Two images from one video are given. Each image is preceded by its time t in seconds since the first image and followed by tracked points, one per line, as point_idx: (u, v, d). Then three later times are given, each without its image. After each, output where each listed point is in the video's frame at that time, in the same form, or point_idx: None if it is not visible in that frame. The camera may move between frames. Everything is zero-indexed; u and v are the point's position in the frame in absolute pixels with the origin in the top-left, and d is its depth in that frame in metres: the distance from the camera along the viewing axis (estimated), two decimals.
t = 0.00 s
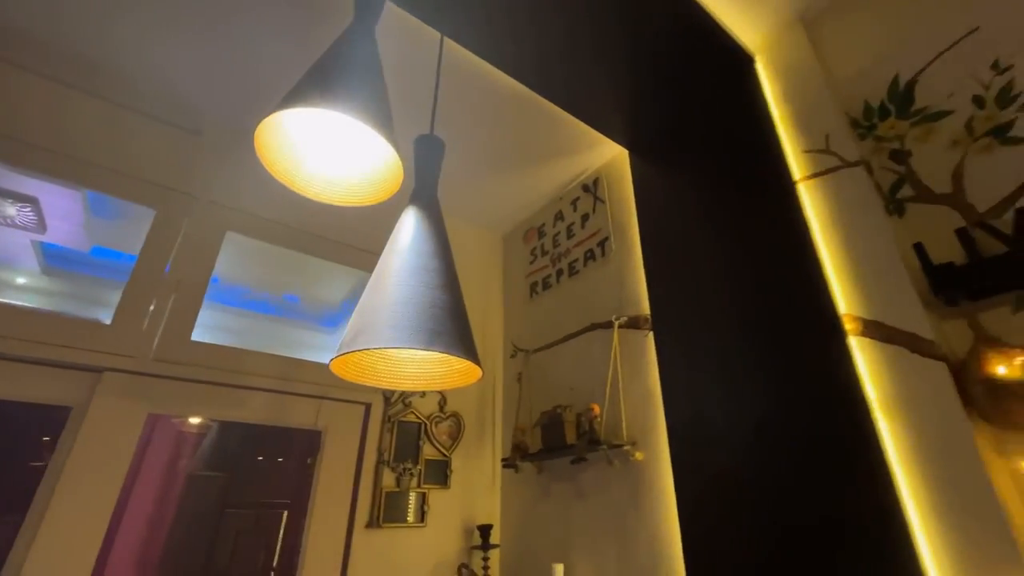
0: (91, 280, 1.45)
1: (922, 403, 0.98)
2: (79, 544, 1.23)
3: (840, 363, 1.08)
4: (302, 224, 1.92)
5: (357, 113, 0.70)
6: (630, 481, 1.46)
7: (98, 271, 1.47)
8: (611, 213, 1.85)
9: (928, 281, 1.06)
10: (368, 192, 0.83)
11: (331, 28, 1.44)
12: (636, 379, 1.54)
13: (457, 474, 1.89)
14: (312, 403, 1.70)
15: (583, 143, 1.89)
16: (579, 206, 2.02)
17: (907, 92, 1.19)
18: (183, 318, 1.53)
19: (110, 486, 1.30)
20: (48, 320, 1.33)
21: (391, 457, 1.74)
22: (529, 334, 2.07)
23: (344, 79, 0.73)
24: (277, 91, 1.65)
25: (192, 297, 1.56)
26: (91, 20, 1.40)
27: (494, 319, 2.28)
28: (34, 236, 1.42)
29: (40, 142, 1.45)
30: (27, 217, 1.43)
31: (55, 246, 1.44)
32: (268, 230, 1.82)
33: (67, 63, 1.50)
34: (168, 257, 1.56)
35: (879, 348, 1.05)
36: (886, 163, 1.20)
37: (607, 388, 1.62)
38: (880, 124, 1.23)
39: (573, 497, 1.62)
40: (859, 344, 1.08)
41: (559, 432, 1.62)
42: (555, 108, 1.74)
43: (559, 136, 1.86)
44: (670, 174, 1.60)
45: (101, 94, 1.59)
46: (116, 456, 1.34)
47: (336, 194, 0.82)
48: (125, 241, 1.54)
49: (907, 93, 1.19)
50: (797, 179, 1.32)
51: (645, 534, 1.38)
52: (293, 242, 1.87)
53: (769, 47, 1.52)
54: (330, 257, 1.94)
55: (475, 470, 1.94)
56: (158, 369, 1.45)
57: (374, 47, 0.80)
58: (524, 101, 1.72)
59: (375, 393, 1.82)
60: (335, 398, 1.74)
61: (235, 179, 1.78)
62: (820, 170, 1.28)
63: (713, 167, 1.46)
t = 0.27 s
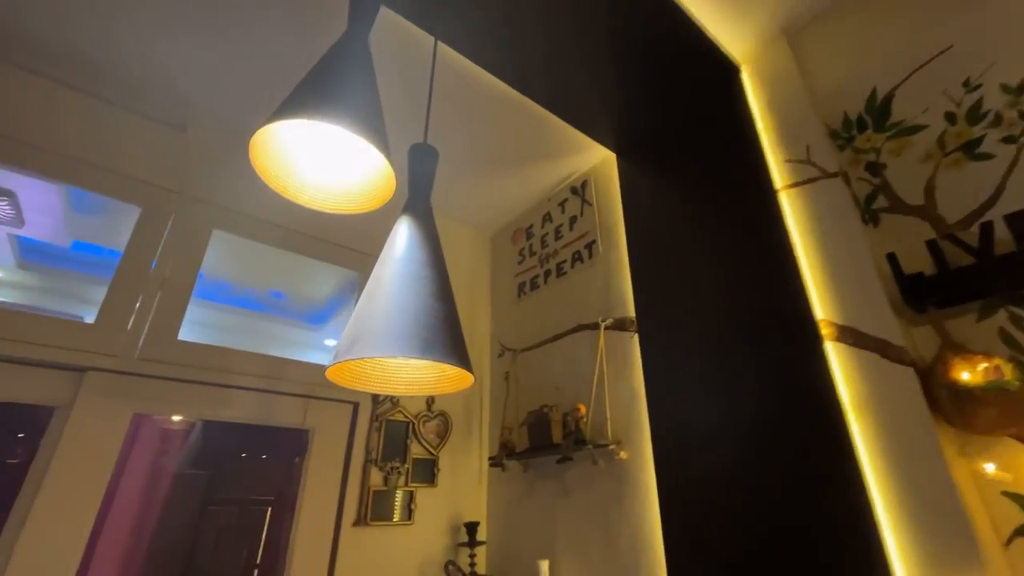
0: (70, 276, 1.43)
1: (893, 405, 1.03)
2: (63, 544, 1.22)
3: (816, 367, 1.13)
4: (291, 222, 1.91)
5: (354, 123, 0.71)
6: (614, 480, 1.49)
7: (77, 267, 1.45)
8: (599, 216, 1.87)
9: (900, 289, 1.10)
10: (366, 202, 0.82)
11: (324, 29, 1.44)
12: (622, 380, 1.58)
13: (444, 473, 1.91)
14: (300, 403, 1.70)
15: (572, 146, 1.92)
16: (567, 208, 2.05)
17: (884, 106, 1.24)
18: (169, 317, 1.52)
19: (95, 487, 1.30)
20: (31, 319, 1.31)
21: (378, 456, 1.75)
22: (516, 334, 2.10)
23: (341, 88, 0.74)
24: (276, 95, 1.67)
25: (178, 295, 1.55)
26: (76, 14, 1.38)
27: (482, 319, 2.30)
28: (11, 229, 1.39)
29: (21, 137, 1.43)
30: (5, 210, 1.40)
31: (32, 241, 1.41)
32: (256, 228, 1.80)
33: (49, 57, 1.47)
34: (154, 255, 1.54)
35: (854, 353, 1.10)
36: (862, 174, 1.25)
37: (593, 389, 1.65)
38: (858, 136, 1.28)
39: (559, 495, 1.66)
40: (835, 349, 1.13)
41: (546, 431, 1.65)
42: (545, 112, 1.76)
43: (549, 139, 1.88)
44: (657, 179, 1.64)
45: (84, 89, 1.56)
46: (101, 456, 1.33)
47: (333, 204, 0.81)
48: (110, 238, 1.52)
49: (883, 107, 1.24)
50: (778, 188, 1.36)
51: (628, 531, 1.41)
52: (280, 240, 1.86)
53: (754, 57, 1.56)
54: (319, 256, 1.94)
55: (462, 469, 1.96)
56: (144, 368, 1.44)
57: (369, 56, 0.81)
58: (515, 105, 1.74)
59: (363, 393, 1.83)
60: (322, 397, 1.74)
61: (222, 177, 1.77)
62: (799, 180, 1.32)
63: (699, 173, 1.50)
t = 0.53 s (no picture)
0: (53, 271, 1.40)
1: (871, 408, 1.07)
2: (50, 543, 1.21)
3: (799, 371, 1.17)
4: (283, 220, 1.89)
5: (357, 130, 0.73)
6: (603, 478, 1.53)
7: (60, 262, 1.42)
8: (589, 219, 1.90)
9: (879, 296, 1.15)
10: (368, 206, 0.81)
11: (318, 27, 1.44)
12: (611, 381, 1.61)
13: (434, 471, 1.93)
14: (290, 401, 1.70)
15: (564, 148, 1.94)
16: (558, 209, 2.07)
17: (866, 119, 1.28)
18: (158, 314, 1.51)
19: (83, 486, 1.29)
20: (16, 316, 1.29)
21: (369, 454, 1.76)
22: (506, 334, 2.12)
23: (343, 95, 0.75)
24: (281, 98, 1.72)
25: (167, 292, 1.54)
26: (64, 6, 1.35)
27: (473, 318, 2.32)
28: None
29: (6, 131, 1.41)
30: None
31: (12, 234, 1.38)
32: (247, 226, 1.79)
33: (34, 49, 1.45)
34: (143, 251, 1.53)
35: (835, 357, 1.15)
36: (845, 185, 1.29)
37: (583, 389, 1.68)
38: (841, 147, 1.32)
39: (549, 493, 1.69)
40: (817, 354, 1.18)
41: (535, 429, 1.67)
42: (537, 115, 1.78)
43: (541, 141, 1.90)
44: (647, 183, 1.67)
45: (72, 83, 1.54)
46: (90, 455, 1.32)
47: (335, 210, 0.80)
48: (98, 233, 1.50)
49: (865, 120, 1.29)
50: (765, 196, 1.40)
51: (616, 528, 1.45)
52: (272, 239, 1.85)
53: (743, 66, 1.60)
54: (310, 254, 1.93)
55: (452, 466, 1.99)
56: (133, 367, 1.43)
57: (370, 63, 0.83)
58: (508, 107, 1.75)
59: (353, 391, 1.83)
60: (313, 396, 1.74)
61: (212, 174, 1.76)
62: (786, 189, 1.36)
63: (689, 179, 1.53)
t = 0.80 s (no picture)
0: (36, 267, 1.38)
1: (849, 409, 1.12)
2: (39, 540, 1.20)
3: (782, 373, 1.21)
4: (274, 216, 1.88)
5: (364, 136, 0.74)
6: (592, 475, 1.57)
7: (45, 258, 1.40)
8: (581, 220, 1.93)
9: (858, 302, 1.20)
10: (372, 213, 0.82)
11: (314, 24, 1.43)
12: (601, 380, 1.65)
13: (424, 468, 1.95)
14: (282, 399, 1.70)
15: (557, 150, 1.96)
16: (549, 210, 2.09)
17: (849, 131, 1.34)
18: (148, 310, 1.49)
19: (72, 484, 1.28)
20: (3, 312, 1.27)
21: (360, 451, 1.78)
22: (497, 333, 2.14)
23: (350, 101, 0.77)
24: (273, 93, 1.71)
25: (157, 288, 1.53)
26: None
27: (463, 316, 2.33)
28: None
29: None
30: None
31: None
32: (238, 222, 1.77)
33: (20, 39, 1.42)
34: (132, 246, 1.51)
35: (816, 359, 1.20)
36: (829, 195, 1.34)
37: (573, 387, 1.71)
38: (825, 158, 1.37)
39: (539, 489, 1.72)
40: (799, 356, 1.23)
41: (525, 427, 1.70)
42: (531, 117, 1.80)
43: (534, 142, 1.93)
44: (638, 187, 1.70)
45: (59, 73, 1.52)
46: (79, 453, 1.30)
47: (339, 215, 0.81)
48: (86, 227, 1.48)
49: (848, 132, 1.34)
50: (752, 204, 1.44)
51: (605, 523, 1.49)
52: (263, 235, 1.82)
53: (732, 75, 1.64)
54: (302, 250, 1.91)
55: (442, 463, 2.01)
56: (123, 364, 1.42)
57: (374, 69, 0.84)
58: (503, 108, 1.77)
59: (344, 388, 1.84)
60: (304, 393, 1.74)
61: (202, 168, 1.74)
62: (772, 197, 1.41)
63: (680, 185, 1.57)
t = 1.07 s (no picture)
0: (24, 261, 1.36)
1: (830, 411, 1.17)
2: (31, 537, 1.20)
3: (767, 374, 1.26)
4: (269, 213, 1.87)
5: (371, 142, 0.76)
6: (583, 473, 1.61)
7: (33, 252, 1.39)
8: (573, 223, 1.97)
9: (840, 307, 1.25)
10: (377, 218, 0.84)
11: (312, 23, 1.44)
12: (592, 380, 1.69)
13: (415, 466, 1.97)
14: (275, 396, 1.70)
15: (551, 153, 1.99)
16: (542, 212, 2.12)
17: (834, 143, 1.39)
18: (141, 307, 1.49)
19: (64, 481, 1.27)
20: None
21: (352, 449, 1.79)
22: (489, 332, 2.17)
23: (358, 109, 0.79)
24: (269, 89, 1.71)
25: (150, 286, 1.52)
26: None
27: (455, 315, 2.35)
28: None
29: None
30: None
31: None
32: (232, 219, 1.76)
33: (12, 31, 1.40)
34: (125, 242, 1.50)
35: (799, 363, 1.24)
36: (814, 204, 1.39)
37: (565, 387, 1.75)
38: (811, 167, 1.43)
39: (530, 487, 1.75)
40: (783, 359, 1.28)
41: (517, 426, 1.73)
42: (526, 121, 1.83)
43: (529, 145, 1.95)
44: (630, 191, 1.74)
45: (51, 67, 1.50)
46: (71, 450, 1.30)
47: (345, 220, 0.83)
48: (79, 222, 1.47)
49: (833, 143, 1.39)
50: (741, 211, 1.49)
51: (594, 520, 1.53)
52: (257, 232, 1.82)
53: (723, 84, 1.69)
54: (295, 248, 1.91)
55: (433, 461, 2.03)
56: (116, 361, 1.41)
57: (379, 76, 0.86)
58: (499, 111, 1.79)
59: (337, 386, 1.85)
60: (297, 391, 1.75)
61: (196, 165, 1.73)
62: (760, 205, 1.45)
63: (671, 190, 1.61)
